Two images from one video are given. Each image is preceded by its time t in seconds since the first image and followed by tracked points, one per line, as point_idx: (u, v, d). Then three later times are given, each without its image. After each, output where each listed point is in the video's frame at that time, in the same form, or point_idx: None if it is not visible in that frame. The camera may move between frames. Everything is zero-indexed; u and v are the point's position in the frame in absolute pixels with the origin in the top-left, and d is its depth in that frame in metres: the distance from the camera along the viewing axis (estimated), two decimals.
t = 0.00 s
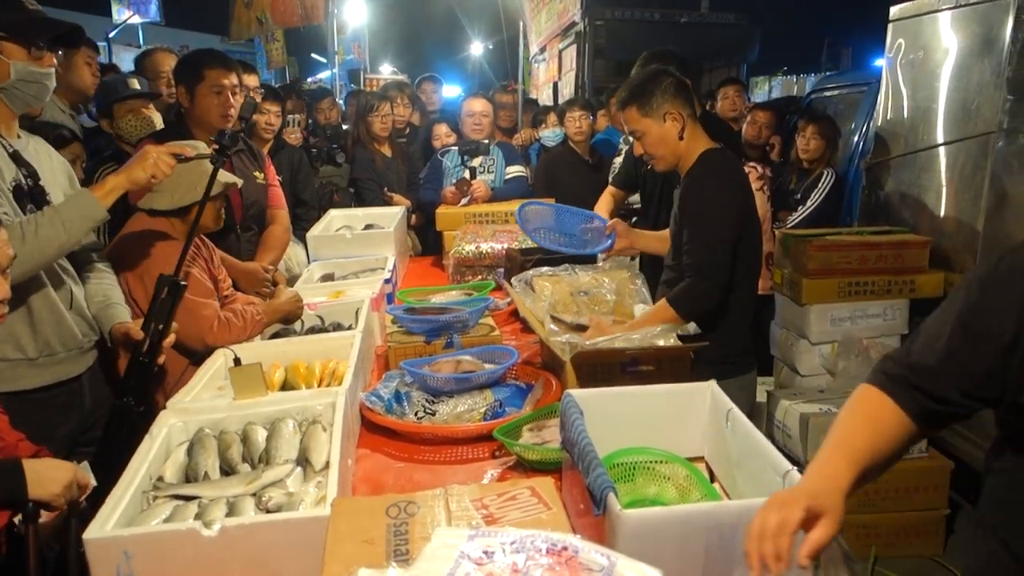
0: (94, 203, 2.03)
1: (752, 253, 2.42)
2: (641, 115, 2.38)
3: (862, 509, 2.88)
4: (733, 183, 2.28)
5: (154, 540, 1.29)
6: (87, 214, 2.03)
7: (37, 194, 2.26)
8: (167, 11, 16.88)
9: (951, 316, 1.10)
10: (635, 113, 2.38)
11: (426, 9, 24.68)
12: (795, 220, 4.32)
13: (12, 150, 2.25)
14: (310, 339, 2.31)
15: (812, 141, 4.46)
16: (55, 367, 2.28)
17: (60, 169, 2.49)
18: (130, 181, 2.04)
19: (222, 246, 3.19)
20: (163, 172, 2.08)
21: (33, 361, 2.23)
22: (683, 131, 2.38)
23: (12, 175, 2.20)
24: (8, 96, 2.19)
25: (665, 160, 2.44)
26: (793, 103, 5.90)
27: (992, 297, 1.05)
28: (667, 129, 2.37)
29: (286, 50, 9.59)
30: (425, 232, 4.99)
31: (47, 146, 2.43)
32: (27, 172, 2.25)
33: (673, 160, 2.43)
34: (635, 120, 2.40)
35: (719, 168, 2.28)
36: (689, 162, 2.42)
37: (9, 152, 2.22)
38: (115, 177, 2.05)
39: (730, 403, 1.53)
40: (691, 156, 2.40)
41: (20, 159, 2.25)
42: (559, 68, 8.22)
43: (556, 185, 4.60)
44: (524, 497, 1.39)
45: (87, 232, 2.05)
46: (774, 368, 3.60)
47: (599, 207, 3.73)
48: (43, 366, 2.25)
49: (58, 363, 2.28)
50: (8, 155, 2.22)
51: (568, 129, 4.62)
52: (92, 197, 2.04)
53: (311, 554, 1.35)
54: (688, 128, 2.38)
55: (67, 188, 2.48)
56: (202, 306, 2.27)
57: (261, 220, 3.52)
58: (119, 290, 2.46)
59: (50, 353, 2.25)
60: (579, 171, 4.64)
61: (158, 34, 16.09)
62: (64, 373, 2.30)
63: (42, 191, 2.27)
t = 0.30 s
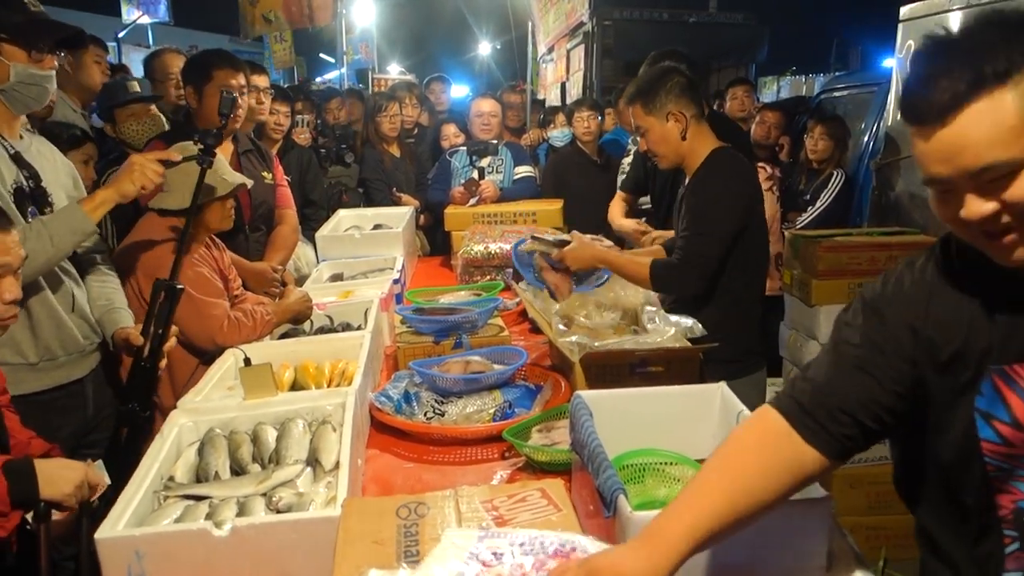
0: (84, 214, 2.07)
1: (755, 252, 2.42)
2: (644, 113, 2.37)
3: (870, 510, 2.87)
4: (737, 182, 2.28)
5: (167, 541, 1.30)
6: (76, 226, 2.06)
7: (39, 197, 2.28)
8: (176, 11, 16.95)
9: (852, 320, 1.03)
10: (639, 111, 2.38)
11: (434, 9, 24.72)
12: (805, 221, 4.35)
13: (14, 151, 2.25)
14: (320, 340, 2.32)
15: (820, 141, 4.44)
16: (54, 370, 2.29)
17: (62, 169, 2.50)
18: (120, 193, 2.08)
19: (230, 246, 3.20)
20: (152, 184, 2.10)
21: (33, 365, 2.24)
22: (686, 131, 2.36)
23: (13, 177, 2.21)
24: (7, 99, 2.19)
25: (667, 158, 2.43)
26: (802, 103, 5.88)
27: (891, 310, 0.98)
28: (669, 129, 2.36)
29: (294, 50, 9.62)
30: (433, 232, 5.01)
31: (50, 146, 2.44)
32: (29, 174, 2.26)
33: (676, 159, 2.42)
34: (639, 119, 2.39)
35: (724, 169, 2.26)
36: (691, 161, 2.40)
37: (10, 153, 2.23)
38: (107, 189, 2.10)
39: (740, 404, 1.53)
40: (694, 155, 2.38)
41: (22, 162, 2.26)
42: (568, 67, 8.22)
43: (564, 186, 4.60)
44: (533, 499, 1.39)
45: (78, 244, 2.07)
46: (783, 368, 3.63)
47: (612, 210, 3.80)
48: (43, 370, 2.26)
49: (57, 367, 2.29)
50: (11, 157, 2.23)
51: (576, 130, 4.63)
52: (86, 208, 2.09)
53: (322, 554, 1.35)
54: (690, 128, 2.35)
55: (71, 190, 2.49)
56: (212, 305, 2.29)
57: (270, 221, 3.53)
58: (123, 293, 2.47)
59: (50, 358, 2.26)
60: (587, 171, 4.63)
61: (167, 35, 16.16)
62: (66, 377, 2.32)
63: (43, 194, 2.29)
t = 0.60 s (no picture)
0: (60, 216, 2.06)
1: (767, 248, 2.45)
2: (651, 113, 2.39)
3: (885, 513, 2.84)
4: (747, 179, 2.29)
5: (181, 539, 1.31)
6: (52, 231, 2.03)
7: (48, 197, 2.24)
8: (191, 13, 17.08)
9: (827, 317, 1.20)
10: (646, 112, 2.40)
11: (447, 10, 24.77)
12: (819, 221, 4.32)
13: (22, 153, 2.23)
14: (333, 340, 2.33)
15: (833, 142, 4.42)
16: (63, 373, 2.30)
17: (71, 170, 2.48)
18: (97, 196, 2.08)
19: (244, 246, 3.23)
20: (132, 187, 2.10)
21: (42, 368, 2.25)
22: (693, 128, 2.38)
23: (22, 178, 2.19)
24: (18, 109, 2.18)
25: (676, 158, 2.44)
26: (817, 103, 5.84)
27: (850, 309, 1.13)
28: (677, 126, 2.38)
29: (307, 51, 9.67)
30: (446, 232, 5.02)
31: (60, 149, 2.42)
32: (38, 175, 2.23)
33: (685, 158, 2.43)
34: (647, 119, 2.41)
35: (731, 167, 2.29)
36: (699, 160, 2.42)
37: (19, 155, 2.21)
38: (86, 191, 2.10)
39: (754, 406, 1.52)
40: (702, 154, 2.41)
41: (30, 163, 2.23)
42: (581, 68, 8.21)
43: (577, 186, 4.60)
44: (546, 500, 1.39)
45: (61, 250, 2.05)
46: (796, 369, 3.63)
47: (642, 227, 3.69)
48: (52, 372, 2.27)
49: (67, 369, 2.31)
50: (18, 157, 2.21)
51: (589, 130, 4.63)
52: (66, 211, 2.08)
53: (335, 554, 1.36)
54: (697, 126, 2.38)
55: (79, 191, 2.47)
56: (226, 305, 2.31)
57: (284, 221, 3.55)
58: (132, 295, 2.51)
59: (59, 361, 2.27)
60: (599, 171, 4.63)
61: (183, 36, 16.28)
62: (77, 379, 2.34)
63: (51, 194, 2.25)
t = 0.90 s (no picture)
0: (88, 251, 1.98)
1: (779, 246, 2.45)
2: (665, 110, 2.37)
3: (896, 514, 2.81)
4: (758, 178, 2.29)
5: (189, 536, 1.31)
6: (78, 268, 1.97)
7: (48, 200, 2.20)
8: (203, 14, 17.18)
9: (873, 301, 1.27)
10: (660, 108, 2.39)
11: (456, 11, 24.81)
12: (829, 220, 4.29)
13: (23, 154, 2.18)
14: (340, 339, 2.33)
15: (844, 141, 4.39)
16: (63, 375, 2.28)
17: (73, 170, 2.42)
18: (136, 247, 1.99)
19: (253, 246, 3.24)
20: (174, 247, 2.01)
21: (41, 370, 2.23)
22: (706, 126, 2.37)
23: (22, 180, 2.15)
24: (21, 120, 2.13)
25: (688, 155, 2.42)
26: (828, 102, 5.79)
27: (892, 293, 1.22)
28: (690, 124, 2.36)
29: (317, 51, 9.70)
30: (454, 232, 5.02)
31: (60, 148, 2.37)
32: (39, 177, 2.19)
33: (696, 156, 2.42)
34: (660, 116, 2.40)
35: (743, 166, 2.29)
36: (711, 160, 2.41)
37: (20, 156, 2.16)
38: (124, 231, 2.00)
39: (763, 406, 1.51)
40: (712, 152, 2.40)
41: (31, 166, 2.18)
42: (590, 68, 8.19)
43: (585, 186, 4.59)
44: (553, 499, 1.38)
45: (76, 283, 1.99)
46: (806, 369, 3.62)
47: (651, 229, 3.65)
48: (52, 374, 2.25)
49: (66, 373, 2.29)
50: (20, 159, 2.16)
51: (598, 129, 4.62)
52: (95, 245, 1.99)
53: (341, 552, 1.36)
54: (711, 124, 2.37)
55: (82, 193, 2.42)
56: (236, 305, 2.32)
57: (292, 220, 3.56)
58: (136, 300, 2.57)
59: (60, 364, 2.25)
60: (607, 170, 4.61)
61: (193, 37, 16.37)
62: (77, 381, 2.32)
63: (52, 198, 2.21)
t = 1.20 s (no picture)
0: (96, 257, 2.00)
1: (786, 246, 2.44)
2: (674, 110, 2.38)
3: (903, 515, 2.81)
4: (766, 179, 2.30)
5: (198, 533, 1.33)
6: (84, 272, 1.99)
7: (57, 202, 2.21)
8: (212, 16, 17.29)
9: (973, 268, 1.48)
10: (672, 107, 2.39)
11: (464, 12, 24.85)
12: (837, 221, 4.27)
13: (32, 157, 2.19)
14: (348, 339, 2.34)
15: (852, 142, 4.38)
16: (69, 375, 2.29)
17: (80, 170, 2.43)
18: (143, 254, 2.04)
19: (261, 246, 3.26)
20: (178, 254, 2.08)
21: (47, 370, 2.23)
22: (714, 130, 2.38)
23: (30, 183, 2.17)
24: (31, 128, 2.14)
25: (694, 156, 2.44)
26: (836, 102, 5.78)
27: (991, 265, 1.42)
28: (697, 127, 2.38)
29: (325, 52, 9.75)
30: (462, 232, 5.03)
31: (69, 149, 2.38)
32: (48, 179, 2.20)
33: (701, 157, 2.44)
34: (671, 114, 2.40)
35: (751, 168, 2.30)
36: (719, 162, 2.42)
37: (29, 159, 2.18)
38: (132, 240, 2.04)
39: (769, 406, 1.51)
40: (722, 153, 2.41)
41: (41, 168, 2.19)
42: (597, 68, 8.19)
43: (592, 186, 4.59)
44: (560, 498, 1.39)
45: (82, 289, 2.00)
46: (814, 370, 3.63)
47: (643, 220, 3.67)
48: (58, 375, 2.26)
49: (72, 372, 2.29)
50: (30, 161, 2.18)
51: (606, 130, 4.62)
52: (103, 252, 2.02)
53: (349, 550, 1.37)
54: (718, 128, 2.38)
55: (89, 193, 2.43)
56: (245, 304, 2.33)
57: (300, 221, 3.57)
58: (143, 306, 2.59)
59: (66, 363, 2.26)
60: (615, 171, 4.62)
61: (202, 38, 16.46)
62: (84, 381, 2.34)
63: (60, 199, 2.22)
